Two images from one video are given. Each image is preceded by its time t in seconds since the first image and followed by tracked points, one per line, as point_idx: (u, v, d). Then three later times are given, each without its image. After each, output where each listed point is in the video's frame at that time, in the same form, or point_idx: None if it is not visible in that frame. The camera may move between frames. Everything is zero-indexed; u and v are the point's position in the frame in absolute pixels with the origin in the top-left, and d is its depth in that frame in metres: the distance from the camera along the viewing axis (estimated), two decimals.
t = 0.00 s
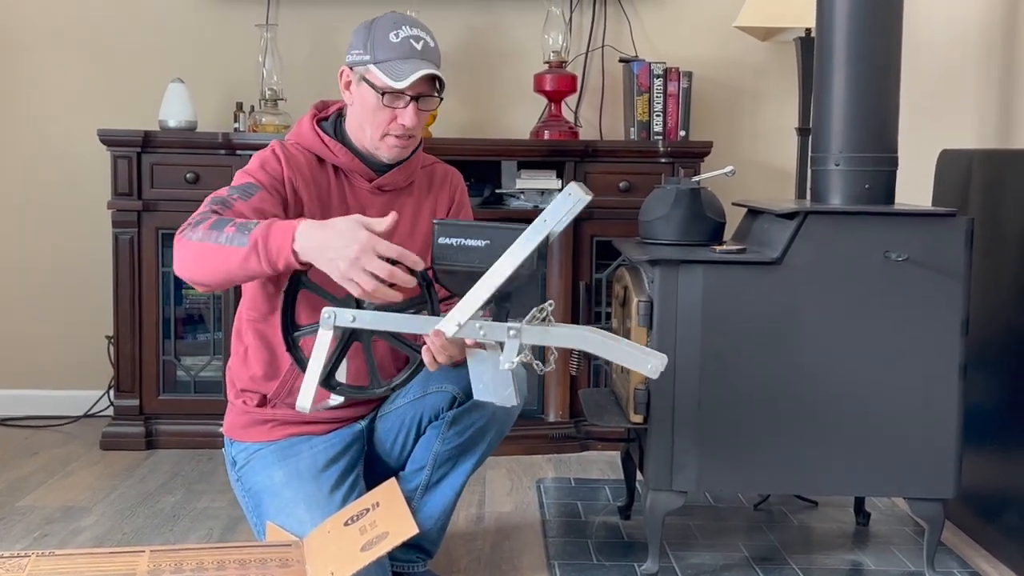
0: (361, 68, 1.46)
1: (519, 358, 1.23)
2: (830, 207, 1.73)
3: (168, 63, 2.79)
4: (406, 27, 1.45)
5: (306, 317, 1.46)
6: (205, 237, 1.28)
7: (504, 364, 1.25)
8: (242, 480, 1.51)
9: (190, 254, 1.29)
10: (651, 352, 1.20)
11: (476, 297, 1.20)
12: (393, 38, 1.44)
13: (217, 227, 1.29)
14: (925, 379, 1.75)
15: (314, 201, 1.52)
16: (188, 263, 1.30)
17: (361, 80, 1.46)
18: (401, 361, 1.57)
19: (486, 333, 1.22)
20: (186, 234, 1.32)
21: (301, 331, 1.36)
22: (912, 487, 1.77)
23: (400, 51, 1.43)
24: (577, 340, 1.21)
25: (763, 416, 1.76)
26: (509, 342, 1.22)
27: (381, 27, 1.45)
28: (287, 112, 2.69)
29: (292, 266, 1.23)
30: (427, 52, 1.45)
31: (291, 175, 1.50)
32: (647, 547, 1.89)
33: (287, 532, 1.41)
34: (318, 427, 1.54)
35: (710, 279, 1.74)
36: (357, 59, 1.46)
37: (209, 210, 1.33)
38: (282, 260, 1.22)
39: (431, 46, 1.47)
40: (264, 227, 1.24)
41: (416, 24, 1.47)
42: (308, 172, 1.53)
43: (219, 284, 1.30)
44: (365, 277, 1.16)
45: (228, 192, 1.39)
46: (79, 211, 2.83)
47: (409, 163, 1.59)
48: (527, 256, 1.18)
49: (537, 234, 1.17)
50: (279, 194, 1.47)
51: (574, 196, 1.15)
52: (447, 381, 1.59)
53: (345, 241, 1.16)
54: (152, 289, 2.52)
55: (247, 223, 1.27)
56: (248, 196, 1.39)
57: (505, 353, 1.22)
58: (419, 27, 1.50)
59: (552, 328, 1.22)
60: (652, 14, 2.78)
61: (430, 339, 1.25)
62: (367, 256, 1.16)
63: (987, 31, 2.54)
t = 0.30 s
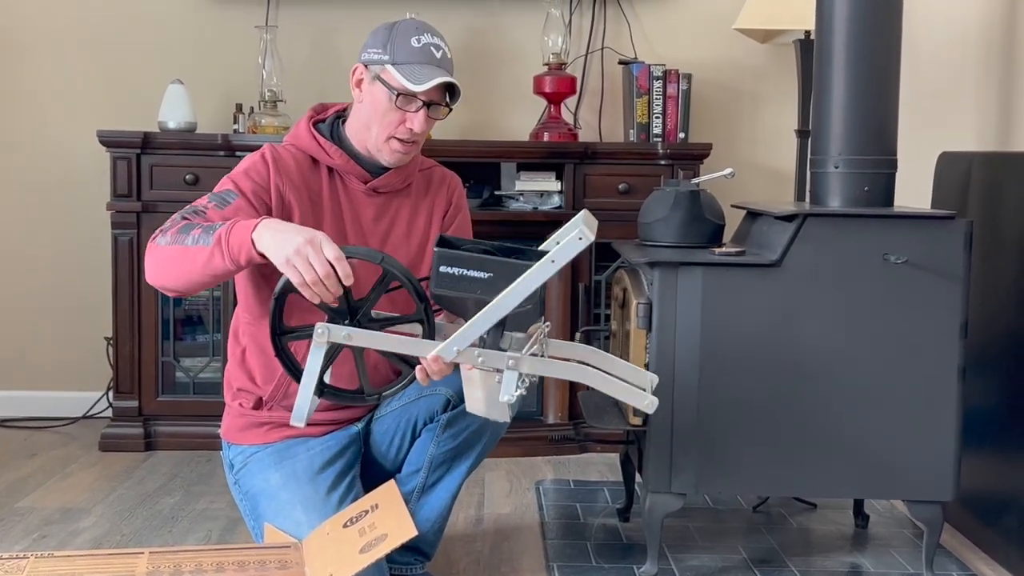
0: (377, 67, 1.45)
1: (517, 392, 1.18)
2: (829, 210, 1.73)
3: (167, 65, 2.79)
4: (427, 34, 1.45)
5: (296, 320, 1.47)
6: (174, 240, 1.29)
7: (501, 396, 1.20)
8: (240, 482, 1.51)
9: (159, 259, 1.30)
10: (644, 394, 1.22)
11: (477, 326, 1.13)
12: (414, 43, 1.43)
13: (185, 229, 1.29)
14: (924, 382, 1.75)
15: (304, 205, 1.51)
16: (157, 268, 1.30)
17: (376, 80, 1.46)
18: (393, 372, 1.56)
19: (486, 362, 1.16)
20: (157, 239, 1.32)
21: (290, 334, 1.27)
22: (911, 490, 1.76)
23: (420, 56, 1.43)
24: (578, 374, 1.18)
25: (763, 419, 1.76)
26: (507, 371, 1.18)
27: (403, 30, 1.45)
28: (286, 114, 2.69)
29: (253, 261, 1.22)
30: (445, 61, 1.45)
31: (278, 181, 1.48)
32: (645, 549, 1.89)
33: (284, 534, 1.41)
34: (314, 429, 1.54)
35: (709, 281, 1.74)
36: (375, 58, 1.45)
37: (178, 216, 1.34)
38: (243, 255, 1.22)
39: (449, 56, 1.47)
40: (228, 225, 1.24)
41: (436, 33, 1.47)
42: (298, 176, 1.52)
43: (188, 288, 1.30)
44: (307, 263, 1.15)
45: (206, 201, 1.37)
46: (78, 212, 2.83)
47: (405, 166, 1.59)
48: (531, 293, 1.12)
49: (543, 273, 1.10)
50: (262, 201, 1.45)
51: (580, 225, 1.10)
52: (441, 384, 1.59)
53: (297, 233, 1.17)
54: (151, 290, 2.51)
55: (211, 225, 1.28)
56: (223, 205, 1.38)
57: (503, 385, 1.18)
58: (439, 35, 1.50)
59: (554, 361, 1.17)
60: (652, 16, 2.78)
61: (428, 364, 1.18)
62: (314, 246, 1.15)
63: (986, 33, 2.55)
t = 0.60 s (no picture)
0: (374, 65, 1.45)
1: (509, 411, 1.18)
2: (829, 212, 1.73)
3: (167, 66, 2.79)
4: (424, 32, 1.45)
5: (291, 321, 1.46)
6: (208, 235, 1.24)
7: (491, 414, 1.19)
8: (238, 485, 1.51)
9: (191, 253, 1.25)
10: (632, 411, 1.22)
11: (468, 343, 1.11)
12: (410, 41, 1.43)
13: (220, 226, 1.25)
14: (924, 384, 1.75)
15: (307, 206, 1.51)
16: (187, 261, 1.26)
17: (372, 78, 1.46)
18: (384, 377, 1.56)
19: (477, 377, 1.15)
20: (187, 235, 1.28)
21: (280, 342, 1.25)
22: (910, 492, 1.76)
23: (416, 54, 1.43)
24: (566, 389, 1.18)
25: (762, 421, 1.76)
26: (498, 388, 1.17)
27: (399, 27, 1.45)
28: (286, 115, 2.69)
29: (295, 255, 1.18)
30: (441, 59, 1.44)
31: (285, 178, 1.48)
32: (644, 551, 1.89)
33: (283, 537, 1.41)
34: (310, 432, 1.53)
35: (708, 283, 1.74)
36: (371, 57, 1.45)
37: (208, 212, 1.30)
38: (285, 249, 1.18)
39: (446, 54, 1.46)
40: (270, 220, 1.21)
41: (434, 32, 1.47)
42: (302, 176, 1.52)
43: (219, 284, 1.25)
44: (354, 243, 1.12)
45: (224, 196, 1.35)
46: (76, 213, 2.83)
47: (405, 167, 1.59)
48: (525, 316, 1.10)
49: (537, 297, 1.09)
50: (274, 196, 1.45)
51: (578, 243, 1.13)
52: (437, 387, 1.60)
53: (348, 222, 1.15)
54: (151, 291, 2.51)
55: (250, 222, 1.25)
56: (245, 201, 1.36)
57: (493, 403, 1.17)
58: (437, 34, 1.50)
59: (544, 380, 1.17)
60: (651, 18, 2.78)
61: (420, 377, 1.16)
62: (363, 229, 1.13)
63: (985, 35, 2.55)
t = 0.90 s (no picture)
0: (373, 66, 1.45)
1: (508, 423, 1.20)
2: (828, 213, 1.73)
3: (166, 68, 2.79)
4: (424, 33, 1.45)
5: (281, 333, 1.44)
6: (243, 235, 1.23)
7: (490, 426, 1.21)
8: (236, 486, 1.51)
9: (225, 250, 1.24)
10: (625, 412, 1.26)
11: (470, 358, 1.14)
12: (409, 41, 1.43)
13: (255, 226, 1.24)
14: (923, 385, 1.75)
15: (312, 204, 1.51)
16: (218, 257, 1.25)
17: (372, 78, 1.46)
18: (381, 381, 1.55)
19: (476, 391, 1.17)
20: (221, 229, 1.26)
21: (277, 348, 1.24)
22: (910, 493, 1.76)
23: (415, 54, 1.42)
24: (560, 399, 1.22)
25: (761, 422, 1.76)
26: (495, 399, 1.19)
27: (398, 28, 1.45)
28: (285, 116, 2.69)
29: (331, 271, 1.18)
30: (441, 59, 1.44)
31: (295, 172, 1.48)
32: (644, 552, 1.89)
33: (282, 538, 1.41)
34: (309, 432, 1.53)
35: (708, 284, 1.74)
36: (370, 58, 1.45)
37: (240, 208, 1.30)
38: (322, 264, 1.18)
39: (445, 54, 1.46)
40: (308, 229, 1.20)
41: (434, 32, 1.47)
42: (308, 173, 1.51)
43: (249, 283, 1.25)
44: (397, 280, 1.12)
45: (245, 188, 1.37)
46: (75, 213, 2.83)
47: (407, 167, 1.59)
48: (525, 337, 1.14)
49: (537, 318, 1.13)
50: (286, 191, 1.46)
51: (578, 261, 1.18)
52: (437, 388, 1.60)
53: (384, 247, 1.14)
54: (150, 292, 2.51)
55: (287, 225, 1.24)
56: (267, 193, 1.38)
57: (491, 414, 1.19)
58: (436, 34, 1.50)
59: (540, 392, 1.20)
60: (650, 19, 2.78)
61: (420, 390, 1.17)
62: (403, 260, 1.12)
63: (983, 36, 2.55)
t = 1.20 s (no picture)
0: (371, 70, 1.45)
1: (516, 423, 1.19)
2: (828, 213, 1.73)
3: (165, 69, 2.79)
4: (422, 36, 1.45)
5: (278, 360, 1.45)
6: (243, 237, 1.23)
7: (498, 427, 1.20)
8: (235, 487, 1.51)
9: (224, 249, 1.24)
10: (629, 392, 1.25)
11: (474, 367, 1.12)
12: (407, 44, 1.43)
13: (257, 229, 1.23)
14: (923, 386, 1.75)
15: (314, 206, 1.51)
16: (217, 254, 1.25)
17: (370, 82, 1.46)
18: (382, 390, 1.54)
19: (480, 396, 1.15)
20: (223, 226, 1.26)
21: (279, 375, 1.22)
22: (910, 493, 1.76)
23: (413, 57, 1.42)
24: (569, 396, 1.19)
25: (761, 422, 1.76)
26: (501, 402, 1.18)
27: (396, 31, 1.45)
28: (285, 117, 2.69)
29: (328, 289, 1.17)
30: (439, 62, 1.44)
31: (297, 173, 1.48)
32: (644, 553, 1.89)
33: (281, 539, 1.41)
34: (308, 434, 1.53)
35: (707, 284, 1.74)
36: (369, 61, 1.45)
37: (243, 207, 1.30)
38: (321, 279, 1.17)
39: (443, 57, 1.46)
40: (308, 242, 1.18)
41: (432, 36, 1.47)
42: (309, 174, 1.51)
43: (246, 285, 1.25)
44: (395, 303, 1.12)
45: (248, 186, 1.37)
46: (75, 215, 2.83)
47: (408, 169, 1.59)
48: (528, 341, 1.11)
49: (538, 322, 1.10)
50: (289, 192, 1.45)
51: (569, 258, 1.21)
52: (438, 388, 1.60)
53: (380, 269, 1.13)
54: (150, 293, 2.51)
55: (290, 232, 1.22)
56: (269, 193, 1.38)
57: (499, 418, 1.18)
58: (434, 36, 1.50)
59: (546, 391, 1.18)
60: (650, 20, 2.78)
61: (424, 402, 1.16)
62: (400, 282, 1.12)
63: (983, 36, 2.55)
